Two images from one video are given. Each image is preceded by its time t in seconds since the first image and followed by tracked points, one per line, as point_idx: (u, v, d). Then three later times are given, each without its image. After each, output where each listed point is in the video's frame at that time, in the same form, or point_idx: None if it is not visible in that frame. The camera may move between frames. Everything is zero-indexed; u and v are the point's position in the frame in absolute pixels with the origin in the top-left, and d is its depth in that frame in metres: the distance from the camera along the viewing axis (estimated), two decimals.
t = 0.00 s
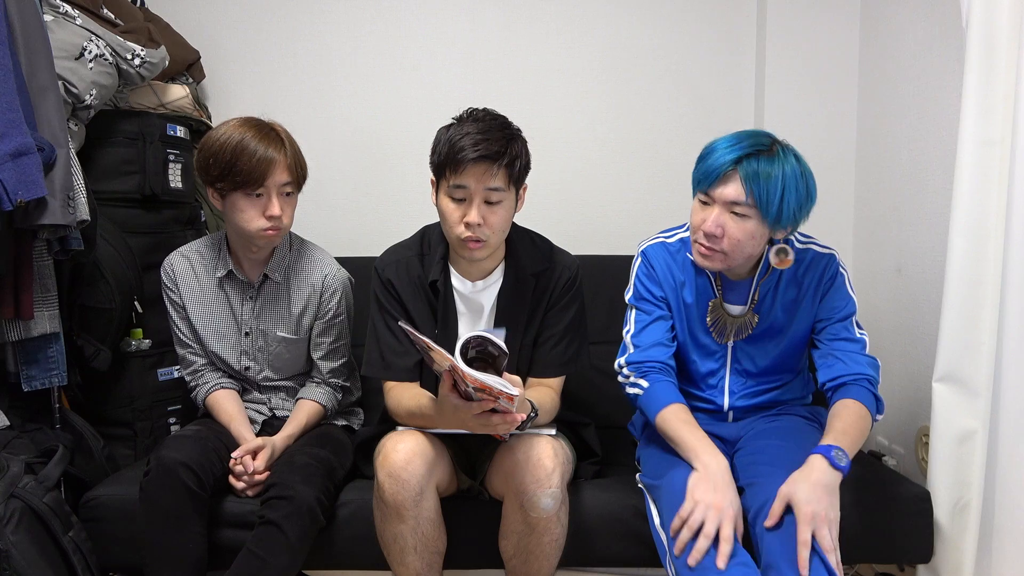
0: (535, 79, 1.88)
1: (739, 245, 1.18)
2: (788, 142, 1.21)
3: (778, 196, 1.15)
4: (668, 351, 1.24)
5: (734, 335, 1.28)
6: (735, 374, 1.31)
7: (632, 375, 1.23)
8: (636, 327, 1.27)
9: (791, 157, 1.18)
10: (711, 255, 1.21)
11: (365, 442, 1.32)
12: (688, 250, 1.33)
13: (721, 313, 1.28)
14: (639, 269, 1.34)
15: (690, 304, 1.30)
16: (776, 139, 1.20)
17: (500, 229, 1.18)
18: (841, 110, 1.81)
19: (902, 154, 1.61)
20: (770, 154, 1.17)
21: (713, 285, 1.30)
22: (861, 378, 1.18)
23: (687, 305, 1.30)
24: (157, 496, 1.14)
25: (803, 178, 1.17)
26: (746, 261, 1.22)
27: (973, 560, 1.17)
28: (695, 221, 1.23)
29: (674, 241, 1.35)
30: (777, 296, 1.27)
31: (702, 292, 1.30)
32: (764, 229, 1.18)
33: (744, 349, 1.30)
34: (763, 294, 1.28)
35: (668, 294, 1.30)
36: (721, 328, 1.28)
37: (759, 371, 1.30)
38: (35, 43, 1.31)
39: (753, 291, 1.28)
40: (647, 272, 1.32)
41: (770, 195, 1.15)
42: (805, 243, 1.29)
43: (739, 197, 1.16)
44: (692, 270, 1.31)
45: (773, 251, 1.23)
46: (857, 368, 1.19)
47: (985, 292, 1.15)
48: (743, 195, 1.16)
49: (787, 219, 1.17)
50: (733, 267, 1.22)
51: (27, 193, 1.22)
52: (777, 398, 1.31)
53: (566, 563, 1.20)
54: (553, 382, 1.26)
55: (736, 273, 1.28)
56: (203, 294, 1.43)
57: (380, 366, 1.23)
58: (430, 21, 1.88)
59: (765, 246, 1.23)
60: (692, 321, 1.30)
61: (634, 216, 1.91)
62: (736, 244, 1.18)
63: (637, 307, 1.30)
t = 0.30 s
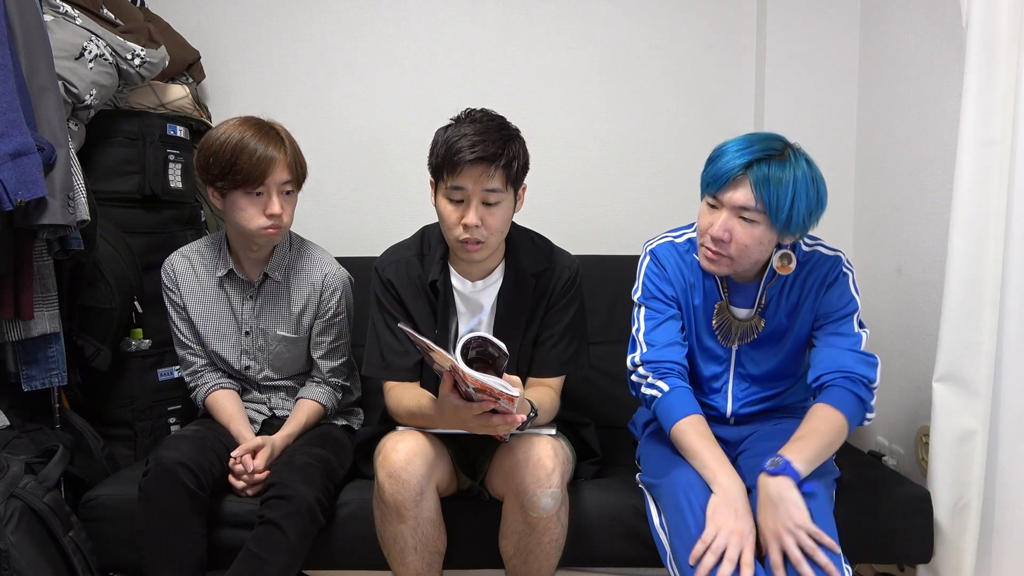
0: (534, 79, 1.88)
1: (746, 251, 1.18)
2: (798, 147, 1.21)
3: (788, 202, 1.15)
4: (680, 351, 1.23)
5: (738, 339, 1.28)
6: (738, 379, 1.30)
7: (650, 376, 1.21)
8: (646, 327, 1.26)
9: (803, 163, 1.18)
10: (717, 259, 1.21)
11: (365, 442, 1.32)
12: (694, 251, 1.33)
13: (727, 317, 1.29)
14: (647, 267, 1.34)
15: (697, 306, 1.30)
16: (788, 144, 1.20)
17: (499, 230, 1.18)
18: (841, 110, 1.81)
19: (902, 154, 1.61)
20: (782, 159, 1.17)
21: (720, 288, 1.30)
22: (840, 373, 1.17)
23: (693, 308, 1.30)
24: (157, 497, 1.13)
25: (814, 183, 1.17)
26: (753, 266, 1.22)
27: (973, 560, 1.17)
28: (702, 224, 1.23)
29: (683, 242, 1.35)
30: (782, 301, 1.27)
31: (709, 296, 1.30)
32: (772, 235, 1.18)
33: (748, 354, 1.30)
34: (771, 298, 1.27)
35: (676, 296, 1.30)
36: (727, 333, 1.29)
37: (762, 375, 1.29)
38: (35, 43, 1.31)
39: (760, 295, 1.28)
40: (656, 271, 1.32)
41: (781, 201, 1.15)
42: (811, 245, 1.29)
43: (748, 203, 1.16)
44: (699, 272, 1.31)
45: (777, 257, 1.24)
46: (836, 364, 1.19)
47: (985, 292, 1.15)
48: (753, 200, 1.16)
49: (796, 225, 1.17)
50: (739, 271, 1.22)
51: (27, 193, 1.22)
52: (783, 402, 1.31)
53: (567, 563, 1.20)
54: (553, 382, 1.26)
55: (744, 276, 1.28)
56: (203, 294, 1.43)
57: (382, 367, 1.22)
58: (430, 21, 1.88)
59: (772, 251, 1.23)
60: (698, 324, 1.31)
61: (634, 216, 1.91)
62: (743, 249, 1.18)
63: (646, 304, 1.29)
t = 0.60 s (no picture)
0: (534, 79, 1.88)
1: (751, 252, 1.18)
2: (807, 149, 1.21)
3: (795, 205, 1.15)
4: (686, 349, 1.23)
5: (740, 340, 1.28)
6: (739, 380, 1.30)
7: (656, 375, 1.20)
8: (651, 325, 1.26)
9: (811, 165, 1.18)
10: (721, 259, 1.21)
11: (365, 442, 1.32)
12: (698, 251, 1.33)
13: (729, 317, 1.28)
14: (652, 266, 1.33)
15: (700, 306, 1.30)
16: (796, 146, 1.20)
17: (500, 231, 1.18)
18: (841, 110, 1.81)
19: (901, 154, 1.61)
20: (790, 161, 1.17)
21: (724, 288, 1.30)
22: (824, 372, 1.18)
23: (696, 308, 1.30)
24: (156, 498, 1.13)
25: (822, 186, 1.17)
26: (756, 267, 1.22)
27: (973, 560, 1.17)
28: (706, 225, 1.23)
29: (688, 241, 1.35)
30: (784, 303, 1.27)
31: (712, 297, 1.30)
32: (778, 237, 1.19)
33: (749, 355, 1.30)
34: (774, 300, 1.27)
35: (680, 295, 1.29)
36: (729, 332, 1.29)
37: (764, 377, 1.30)
38: (35, 43, 1.31)
39: (764, 297, 1.28)
40: (660, 269, 1.32)
41: (788, 204, 1.15)
42: (813, 246, 1.29)
43: (755, 204, 1.16)
44: (702, 272, 1.31)
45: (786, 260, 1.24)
46: (824, 363, 1.19)
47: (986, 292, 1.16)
48: (760, 202, 1.16)
49: (802, 227, 1.17)
50: (742, 272, 1.22)
51: (27, 193, 1.22)
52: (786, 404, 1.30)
53: (567, 563, 1.21)
54: (553, 382, 1.26)
55: (748, 276, 1.28)
56: (203, 294, 1.43)
57: (383, 367, 1.22)
58: (430, 21, 1.88)
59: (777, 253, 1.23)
60: (702, 325, 1.31)
61: (634, 216, 1.91)
62: (747, 250, 1.18)
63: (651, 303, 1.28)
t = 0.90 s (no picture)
0: (534, 79, 1.88)
1: (751, 250, 1.18)
2: (805, 146, 1.21)
3: (794, 201, 1.15)
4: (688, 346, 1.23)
5: (740, 336, 1.28)
6: (739, 379, 1.30)
7: (665, 372, 1.19)
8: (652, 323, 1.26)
9: (810, 162, 1.18)
10: (720, 257, 1.21)
11: (365, 442, 1.32)
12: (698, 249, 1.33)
13: (729, 314, 1.28)
14: (653, 264, 1.33)
15: (700, 304, 1.30)
16: (795, 142, 1.20)
17: (500, 232, 1.18)
18: (841, 110, 1.81)
19: (902, 155, 1.61)
20: (789, 157, 1.17)
21: (724, 285, 1.30)
22: (812, 369, 1.19)
23: (696, 306, 1.30)
24: (156, 498, 1.13)
25: (821, 183, 1.17)
26: (756, 264, 1.22)
27: (973, 560, 1.17)
28: (706, 223, 1.23)
29: (688, 239, 1.35)
30: (783, 301, 1.28)
31: (712, 294, 1.30)
32: (777, 234, 1.19)
33: (749, 354, 1.30)
34: (774, 297, 1.28)
35: (681, 293, 1.29)
36: (728, 329, 1.29)
37: (765, 376, 1.29)
38: (35, 43, 1.31)
39: (764, 293, 1.28)
40: (659, 268, 1.32)
41: (787, 201, 1.15)
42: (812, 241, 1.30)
43: (753, 202, 1.16)
44: (702, 270, 1.31)
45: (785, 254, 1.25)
46: (811, 360, 1.20)
47: (986, 292, 1.16)
48: (758, 199, 1.16)
49: (801, 225, 1.17)
50: (741, 269, 1.22)
51: (27, 193, 1.22)
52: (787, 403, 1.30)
53: (567, 562, 1.21)
54: (553, 382, 1.26)
55: (747, 273, 1.28)
56: (203, 294, 1.43)
57: (383, 367, 1.22)
58: (430, 21, 1.88)
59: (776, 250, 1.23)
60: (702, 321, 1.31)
61: (634, 216, 1.91)
62: (746, 248, 1.18)
63: (652, 301, 1.28)
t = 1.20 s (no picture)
0: (534, 79, 1.88)
1: (748, 243, 1.19)
2: (800, 141, 1.21)
3: (790, 194, 1.15)
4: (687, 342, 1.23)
5: (738, 331, 1.28)
6: (739, 376, 1.29)
7: (666, 367, 1.20)
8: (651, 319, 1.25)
9: (805, 157, 1.18)
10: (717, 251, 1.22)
11: (365, 442, 1.32)
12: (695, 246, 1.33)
13: (727, 309, 1.28)
14: (651, 261, 1.33)
15: (699, 301, 1.30)
16: (789, 137, 1.20)
17: (500, 233, 1.18)
18: (841, 111, 1.81)
19: (902, 155, 1.61)
20: (784, 151, 1.17)
21: (721, 281, 1.30)
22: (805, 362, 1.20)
23: (695, 302, 1.30)
24: (156, 498, 1.14)
25: (815, 177, 1.18)
26: (753, 258, 1.22)
27: (973, 560, 1.17)
28: (703, 220, 1.23)
29: (685, 236, 1.35)
30: (781, 295, 1.28)
31: (710, 290, 1.30)
32: (774, 227, 1.19)
33: (749, 351, 1.29)
34: (771, 291, 1.28)
35: (680, 290, 1.29)
36: (726, 323, 1.28)
37: (764, 373, 1.29)
38: (35, 43, 1.31)
39: (761, 288, 1.28)
40: (658, 266, 1.31)
41: (783, 193, 1.15)
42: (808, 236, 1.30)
43: (750, 195, 1.16)
44: (700, 268, 1.31)
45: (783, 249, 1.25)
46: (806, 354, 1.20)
47: (986, 292, 1.16)
48: (754, 192, 1.16)
49: (797, 218, 1.18)
50: (739, 264, 1.23)
51: (27, 193, 1.22)
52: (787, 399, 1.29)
53: (567, 563, 1.21)
54: (553, 382, 1.26)
55: (744, 269, 1.29)
56: (204, 294, 1.43)
57: (384, 366, 1.22)
58: (430, 21, 1.88)
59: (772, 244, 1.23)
60: (701, 318, 1.30)
61: (634, 216, 1.91)
62: (744, 243, 1.19)
63: (651, 297, 1.28)
